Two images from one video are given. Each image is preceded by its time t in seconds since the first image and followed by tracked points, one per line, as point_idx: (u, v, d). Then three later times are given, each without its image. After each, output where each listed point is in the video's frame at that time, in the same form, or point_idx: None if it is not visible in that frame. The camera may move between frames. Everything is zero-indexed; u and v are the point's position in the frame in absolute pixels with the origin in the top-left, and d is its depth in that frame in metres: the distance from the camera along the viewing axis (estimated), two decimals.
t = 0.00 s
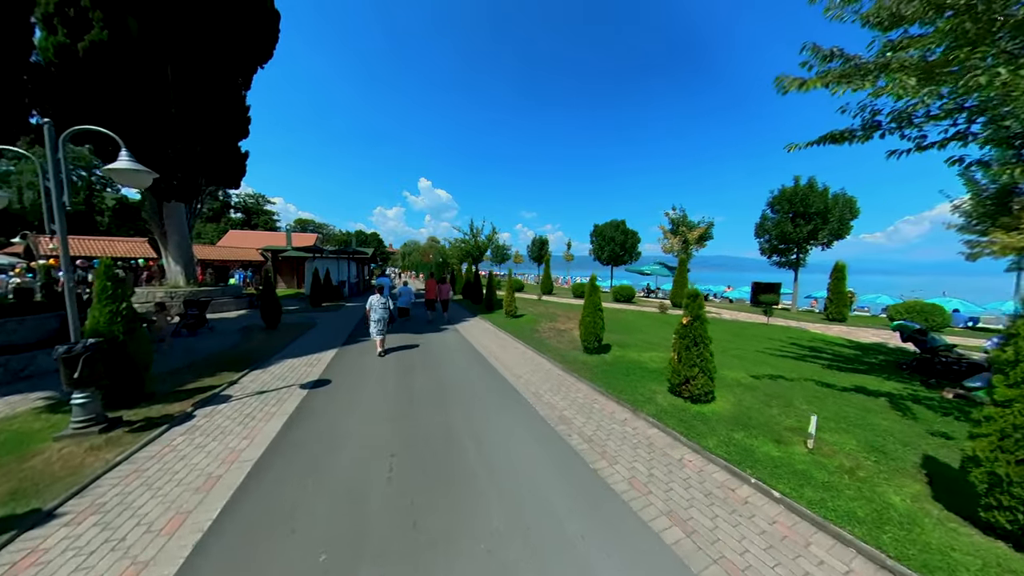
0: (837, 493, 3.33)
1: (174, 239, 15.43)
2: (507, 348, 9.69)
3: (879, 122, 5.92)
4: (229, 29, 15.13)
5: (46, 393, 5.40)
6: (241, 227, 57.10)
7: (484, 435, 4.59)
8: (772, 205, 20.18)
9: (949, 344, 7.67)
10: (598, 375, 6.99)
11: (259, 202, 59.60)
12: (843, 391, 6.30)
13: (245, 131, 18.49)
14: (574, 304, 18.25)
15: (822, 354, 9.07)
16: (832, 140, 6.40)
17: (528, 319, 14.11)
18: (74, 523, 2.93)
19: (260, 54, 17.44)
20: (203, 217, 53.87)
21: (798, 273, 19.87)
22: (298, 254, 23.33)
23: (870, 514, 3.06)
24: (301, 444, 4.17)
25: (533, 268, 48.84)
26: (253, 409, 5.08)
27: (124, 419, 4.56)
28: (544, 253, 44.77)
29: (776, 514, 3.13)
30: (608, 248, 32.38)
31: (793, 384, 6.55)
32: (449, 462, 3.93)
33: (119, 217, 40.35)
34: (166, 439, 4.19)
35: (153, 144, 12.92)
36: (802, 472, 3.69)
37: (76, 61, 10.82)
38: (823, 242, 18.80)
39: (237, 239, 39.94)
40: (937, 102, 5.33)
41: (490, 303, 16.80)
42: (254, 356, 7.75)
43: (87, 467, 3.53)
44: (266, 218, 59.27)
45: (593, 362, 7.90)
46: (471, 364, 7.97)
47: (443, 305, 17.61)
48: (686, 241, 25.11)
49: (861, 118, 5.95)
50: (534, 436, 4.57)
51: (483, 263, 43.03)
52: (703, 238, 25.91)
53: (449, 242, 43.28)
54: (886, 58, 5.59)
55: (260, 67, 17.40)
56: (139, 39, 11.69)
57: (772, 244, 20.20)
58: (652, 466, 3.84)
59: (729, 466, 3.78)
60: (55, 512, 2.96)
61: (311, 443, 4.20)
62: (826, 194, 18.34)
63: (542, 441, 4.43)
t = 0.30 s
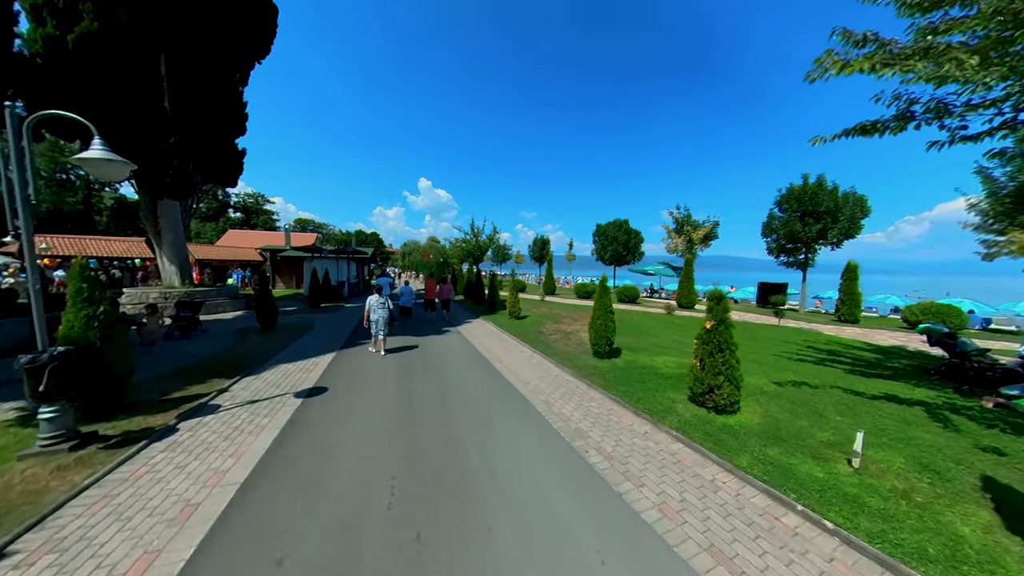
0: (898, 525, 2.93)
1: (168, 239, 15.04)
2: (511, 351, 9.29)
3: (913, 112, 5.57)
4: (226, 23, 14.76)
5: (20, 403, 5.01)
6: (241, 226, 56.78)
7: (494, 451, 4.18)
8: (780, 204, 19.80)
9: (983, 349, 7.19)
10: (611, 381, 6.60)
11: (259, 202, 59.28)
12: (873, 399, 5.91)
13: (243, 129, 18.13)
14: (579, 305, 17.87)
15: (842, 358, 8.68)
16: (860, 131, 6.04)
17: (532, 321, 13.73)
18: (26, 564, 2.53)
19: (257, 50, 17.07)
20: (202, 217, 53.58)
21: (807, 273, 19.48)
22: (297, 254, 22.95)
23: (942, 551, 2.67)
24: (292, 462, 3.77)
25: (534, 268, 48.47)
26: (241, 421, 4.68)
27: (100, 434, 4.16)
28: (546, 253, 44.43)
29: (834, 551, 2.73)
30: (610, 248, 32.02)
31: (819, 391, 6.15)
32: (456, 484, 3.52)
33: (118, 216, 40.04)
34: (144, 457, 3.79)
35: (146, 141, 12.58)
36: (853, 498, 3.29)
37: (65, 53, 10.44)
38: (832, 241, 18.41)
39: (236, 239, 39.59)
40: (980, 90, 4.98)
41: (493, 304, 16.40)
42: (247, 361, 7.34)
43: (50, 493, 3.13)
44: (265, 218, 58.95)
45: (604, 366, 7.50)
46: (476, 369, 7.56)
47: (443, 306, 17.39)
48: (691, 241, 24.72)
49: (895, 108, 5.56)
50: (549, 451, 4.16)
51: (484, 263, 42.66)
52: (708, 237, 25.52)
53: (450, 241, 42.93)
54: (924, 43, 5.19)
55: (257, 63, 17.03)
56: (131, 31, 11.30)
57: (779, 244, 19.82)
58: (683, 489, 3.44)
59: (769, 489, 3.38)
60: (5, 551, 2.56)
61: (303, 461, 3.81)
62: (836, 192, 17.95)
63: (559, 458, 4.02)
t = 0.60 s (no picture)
0: (980, 568, 2.53)
1: (162, 238, 14.62)
2: (517, 356, 8.87)
3: (954, 102, 5.20)
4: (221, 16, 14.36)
5: None
6: (240, 226, 56.38)
7: (505, 474, 3.74)
8: (787, 203, 19.40)
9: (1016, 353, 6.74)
10: (625, 388, 6.19)
11: (258, 201, 58.91)
12: (908, 409, 5.50)
13: (239, 126, 17.73)
14: (583, 306, 17.47)
15: (863, 363, 8.27)
16: (892, 124, 5.67)
17: (537, 323, 13.31)
18: None
19: (255, 45, 16.68)
20: (201, 217, 53.19)
21: (815, 274, 19.07)
22: (295, 254, 22.54)
23: None
24: (281, 487, 3.36)
25: (536, 268, 48.07)
26: (228, 437, 4.28)
27: (69, 453, 3.76)
28: (548, 253, 44.06)
29: None
30: (613, 248, 31.61)
31: (849, 401, 5.74)
32: (466, 515, 3.08)
33: (117, 216, 39.67)
34: (115, 481, 3.39)
35: (138, 138, 12.20)
36: (917, 530, 2.89)
37: (53, 46, 10.05)
38: (842, 241, 18.00)
39: (235, 238, 39.21)
40: None
41: (495, 305, 16.00)
42: (238, 367, 6.94)
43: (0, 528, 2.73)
44: (265, 218, 58.54)
45: (616, 372, 7.10)
46: (480, 376, 7.14)
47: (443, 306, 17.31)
48: (696, 240, 24.33)
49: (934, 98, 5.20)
50: (567, 475, 3.72)
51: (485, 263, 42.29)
52: (713, 237, 25.11)
53: (451, 241, 42.53)
54: (971, 25, 4.82)
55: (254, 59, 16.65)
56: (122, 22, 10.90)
57: (787, 244, 19.42)
58: (722, 520, 3.04)
59: (821, 520, 2.97)
60: None
61: (293, 485, 3.41)
62: (846, 191, 17.54)
63: (578, 482, 3.60)
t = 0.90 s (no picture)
0: None
1: (155, 237, 14.20)
2: (521, 359, 8.48)
3: (998, 89, 4.83)
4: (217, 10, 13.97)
5: None
6: (239, 226, 55.97)
7: (518, 498, 3.31)
8: (795, 202, 19.00)
9: None
10: (639, 395, 5.81)
11: (257, 201, 58.50)
12: (947, 420, 5.11)
13: (235, 123, 17.33)
14: (587, 307, 17.06)
15: (886, 368, 7.88)
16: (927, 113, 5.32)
17: (540, 324, 12.92)
18: None
19: (251, 40, 16.30)
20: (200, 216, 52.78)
21: (823, 274, 18.68)
22: (293, 254, 22.09)
23: None
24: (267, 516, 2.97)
25: (537, 268, 47.69)
26: (210, 454, 3.88)
27: (31, 475, 3.37)
28: (549, 253, 43.68)
29: None
30: (616, 247, 31.21)
31: (881, 410, 5.36)
32: (474, 548, 2.68)
33: (114, 216, 39.24)
34: (78, 509, 3.00)
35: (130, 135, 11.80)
36: (997, 570, 2.51)
37: (40, 37, 9.67)
38: (851, 241, 17.61)
39: (233, 238, 38.80)
40: None
41: (498, 306, 15.62)
42: (228, 372, 6.55)
43: None
44: (264, 218, 58.11)
45: (629, 378, 6.71)
46: (485, 381, 6.74)
47: (442, 305, 17.24)
48: (700, 240, 23.94)
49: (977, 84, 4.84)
50: (586, 498, 3.30)
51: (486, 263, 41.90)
52: (718, 237, 24.72)
53: (451, 241, 42.11)
54: None
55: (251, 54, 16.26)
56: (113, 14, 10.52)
57: (794, 243, 19.02)
58: (770, 556, 2.65)
59: (885, 558, 2.59)
60: None
61: (279, 513, 3.02)
62: (856, 189, 17.15)
63: (598, 505, 3.21)
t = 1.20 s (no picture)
0: None
1: (148, 237, 13.77)
2: (527, 365, 8.08)
3: None
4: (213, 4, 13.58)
5: None
6: (238, 225, 55.53)
7: (535, 532, 2.89)
8: (804, 201, 18.60)
9: None
10: (658, 407, 5.41)
11: (256, 200, 58.07)
12: (995, 435, 4.71)
13: (231, 120, 16.90)
14: (592, 309, 16.65)
15: (913, 375, 7.48)
16: (971, 103, 4.97)
17: (546, 327, 12.50)
18: None
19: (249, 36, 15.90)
20: (198, 216, 52.33)
21: (833, 275, 18.29)
22: (292, 254, 21.68)
23: None
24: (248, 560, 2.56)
25: (537, 268, 47.27)
26: (189, 480, 3.48)
27: None
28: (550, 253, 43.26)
29: None
30: (619, 247, 30.79)
31: (922, 425, 4.95)
32: None
33: (112, 215, 38.78)
34: (30, 551, 2.59)
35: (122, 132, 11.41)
36: None
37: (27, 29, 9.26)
38: (862, 241, 17.21)
39: (232, 238, 38.37)
40: None
41: (501, 308, 15.23)
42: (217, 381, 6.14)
43: None
44: (263, 217, 57.67)
45: (645, 387, 6.30)
46: (492, 389, 6.33)
47: (442, 306, 16.89)
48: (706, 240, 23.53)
49: None
50: (614, 533, 2.89)
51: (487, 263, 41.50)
52: (723, 236, 24.31)
53: (452, 241, 41.72)
54: None
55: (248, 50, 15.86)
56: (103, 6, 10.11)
57: (803, 243, 18.61)
58: None
59: None
60: None
61: (262, 557, 2.61)
62: (867, 189, 16.75)
63: (629, 543, 2.79)
